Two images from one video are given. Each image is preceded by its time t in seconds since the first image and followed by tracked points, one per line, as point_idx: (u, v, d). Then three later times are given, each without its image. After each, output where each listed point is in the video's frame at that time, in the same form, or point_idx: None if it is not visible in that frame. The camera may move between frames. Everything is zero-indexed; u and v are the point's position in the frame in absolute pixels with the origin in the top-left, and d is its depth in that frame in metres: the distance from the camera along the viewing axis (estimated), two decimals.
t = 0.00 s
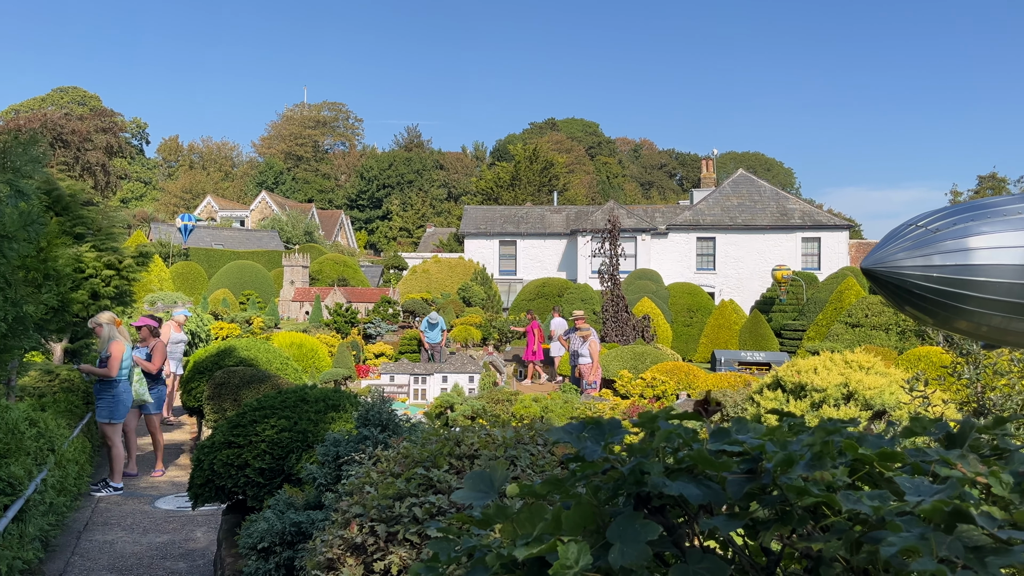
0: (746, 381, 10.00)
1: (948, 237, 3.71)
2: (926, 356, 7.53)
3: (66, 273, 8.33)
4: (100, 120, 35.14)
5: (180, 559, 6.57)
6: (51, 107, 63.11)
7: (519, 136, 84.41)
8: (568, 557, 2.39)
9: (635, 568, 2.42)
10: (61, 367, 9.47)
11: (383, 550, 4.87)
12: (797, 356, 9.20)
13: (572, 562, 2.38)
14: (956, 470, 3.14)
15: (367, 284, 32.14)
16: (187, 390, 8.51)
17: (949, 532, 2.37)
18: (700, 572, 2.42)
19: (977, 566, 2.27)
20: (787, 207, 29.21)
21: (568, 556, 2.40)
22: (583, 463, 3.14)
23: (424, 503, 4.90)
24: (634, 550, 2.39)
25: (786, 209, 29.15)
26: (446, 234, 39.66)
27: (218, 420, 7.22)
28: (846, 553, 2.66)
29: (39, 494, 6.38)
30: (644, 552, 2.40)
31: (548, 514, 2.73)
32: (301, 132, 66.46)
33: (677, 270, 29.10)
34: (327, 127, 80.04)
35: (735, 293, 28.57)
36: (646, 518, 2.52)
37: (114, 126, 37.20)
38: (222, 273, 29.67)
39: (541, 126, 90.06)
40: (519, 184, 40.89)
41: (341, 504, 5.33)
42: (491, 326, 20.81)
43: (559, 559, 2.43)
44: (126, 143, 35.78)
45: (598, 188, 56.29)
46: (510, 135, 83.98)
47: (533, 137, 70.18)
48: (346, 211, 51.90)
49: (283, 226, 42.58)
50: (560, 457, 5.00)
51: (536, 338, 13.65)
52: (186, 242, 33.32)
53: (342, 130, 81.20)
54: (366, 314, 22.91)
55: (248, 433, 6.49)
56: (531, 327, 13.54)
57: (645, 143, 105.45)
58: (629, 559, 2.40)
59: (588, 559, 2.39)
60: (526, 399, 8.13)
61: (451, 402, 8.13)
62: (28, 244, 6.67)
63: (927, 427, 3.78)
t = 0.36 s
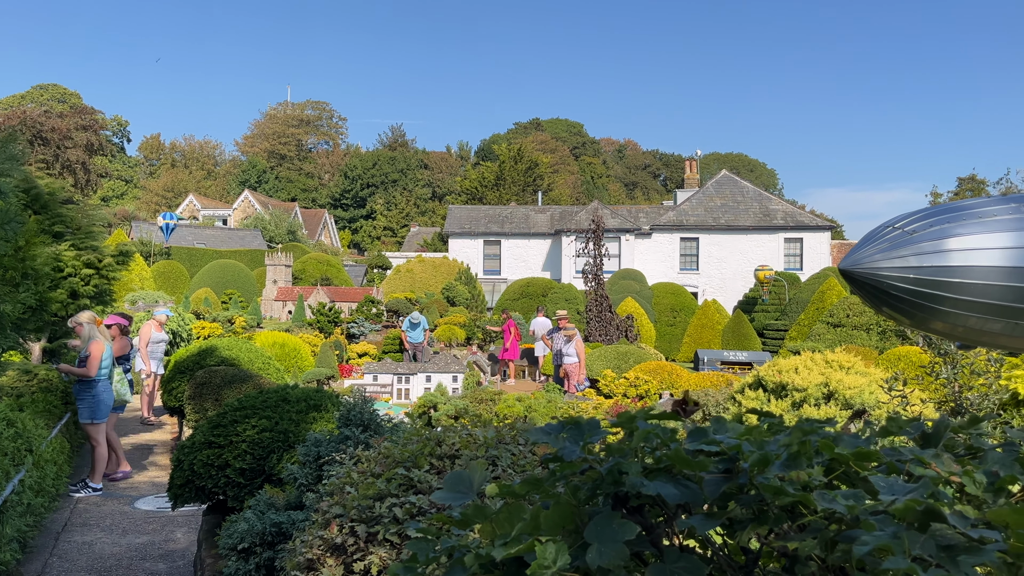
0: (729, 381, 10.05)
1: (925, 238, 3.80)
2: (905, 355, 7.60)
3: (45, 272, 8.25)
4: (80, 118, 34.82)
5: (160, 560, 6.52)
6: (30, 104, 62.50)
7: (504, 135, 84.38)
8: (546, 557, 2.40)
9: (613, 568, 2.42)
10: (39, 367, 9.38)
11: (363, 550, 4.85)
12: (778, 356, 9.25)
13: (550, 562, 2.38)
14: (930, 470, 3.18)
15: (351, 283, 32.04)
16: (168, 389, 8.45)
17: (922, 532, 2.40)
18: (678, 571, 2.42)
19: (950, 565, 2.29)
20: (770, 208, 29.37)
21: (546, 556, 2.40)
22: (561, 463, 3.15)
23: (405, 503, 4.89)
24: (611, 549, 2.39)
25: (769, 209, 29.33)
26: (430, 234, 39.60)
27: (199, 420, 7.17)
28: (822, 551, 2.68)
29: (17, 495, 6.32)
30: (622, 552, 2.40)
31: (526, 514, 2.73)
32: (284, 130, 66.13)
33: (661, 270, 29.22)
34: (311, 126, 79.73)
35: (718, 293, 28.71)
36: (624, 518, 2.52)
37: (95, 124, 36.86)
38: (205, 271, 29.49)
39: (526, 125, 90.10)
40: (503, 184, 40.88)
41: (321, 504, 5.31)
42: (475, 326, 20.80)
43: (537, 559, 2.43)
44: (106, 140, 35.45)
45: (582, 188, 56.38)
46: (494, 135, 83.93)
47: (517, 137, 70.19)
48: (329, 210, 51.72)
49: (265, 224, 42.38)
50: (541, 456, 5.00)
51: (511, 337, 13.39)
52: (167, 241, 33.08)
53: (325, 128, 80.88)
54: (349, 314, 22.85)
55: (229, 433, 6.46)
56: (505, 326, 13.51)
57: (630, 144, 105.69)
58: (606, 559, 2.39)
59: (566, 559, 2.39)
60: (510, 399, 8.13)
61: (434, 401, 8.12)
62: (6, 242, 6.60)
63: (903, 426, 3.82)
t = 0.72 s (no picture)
0: (708, 380, 10.09)
1: (896, 240, 4.14)
2: (881, 355, 7.67)
3: (19, 270, 8.15)
4: (56, 114, 34.38)
5: (136, 561, 6.45)
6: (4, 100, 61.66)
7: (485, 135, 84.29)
8: (520, 555, 2.39)
9: (586, 565, 2.41)
10: (12, 367, 9.23)
11: (340, 550, 4.83)
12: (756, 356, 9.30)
13: (524, 560, 2.38)
14: (901, 467, 3.22)
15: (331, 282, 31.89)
16: (145, 389, 8.36)
17: (893, 528, 2.42)
18: (653, 570, 2.42)
19: (920, 562, 2.32)
20: (749, 209, 29.56)
21: (520, 554, 2.40)
22: (536, 462, 3.15)
23: (381, 503, 4.87)
24: (584, 547, 2.39)
25: (748, 210, 29.51)
26: (411, 233, 39.50)
27: (176, 421, 7.10)
28: (795, 548, 2.69)
29: None
30: (596, 550, 2.39)
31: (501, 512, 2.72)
32: (264, 129, 65.70)
33: (641, 270, 29.33)
34: (291, 124, 79.30)
35: (698, 293, 28.86)
36: (598, 516, 2.52)
37: (72, 121, 36.45)
38: (183, 271, 29.24)
39: (508, 125, 90.09)
40: (485, 184, 40.85)
41: (298, 504, 5.28)
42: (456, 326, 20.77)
43: (512, 558, 2.43)
44: (83, 138, 35.05)
45: (564, 187, 56.47)
46: (477, 134, 83.83)
47: (498, 137, 70.16)
48: (310, 209, 51.45)
49: (245, 223, 42.09)
50: (518, 455, 5.00)
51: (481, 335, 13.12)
52: (145, 240, 32.77)
53: (306, 127, 80.49)
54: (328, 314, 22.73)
55: (205, 433, 6.41)
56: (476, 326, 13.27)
57: (612, 145, 105.94)
58: (580, 557, 2.39)
59: (540, 557, 2.39)
60: (490, 398, 8.12)
61: (415, 401, 8.09)
62: None
63: (876, 424, 3.87)
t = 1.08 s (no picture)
0: (686, 379, 10.14)
1: (866, 241, 4.21)
2: (855, 355, 7.73)
3: None
4: (28, 110, 33.85)
5: (108, 563, 6.37)
6: None
7: (464, 134, 84.08)
8: (492, 555, 2.39)
9: (559, 565, 2.40)
10: None
11: (313, 551, 4.79)
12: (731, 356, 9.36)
13: (496, 560, 2.38)
14: (870, 465, 3.26)
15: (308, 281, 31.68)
16: (118, 389, 8.26)
17: (861, 525, 2.45)
18: (625, 569, 2.42)
19: (887, 559, 2.34)
20: (726, 209, 29.75)
21: (492, 554, 2.40)
22: (508, 461, 3.15)
23: (355, 503, 4.84)
24: (557, 547, 2.38)
25: (725, 210, 29.70)
26: (389, 233, 39.34)
27: (150, 421, 7.03)
28: (765, 546, 2.71)
29: None
30: (568, 549, 2.39)
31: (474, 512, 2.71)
32: (241, 127, 65.13)
33: (620, 270, 29.44)
34: (268, 122, 78.68)
35: (675, 293, 29.01)
36: (571, 515, 2.51)
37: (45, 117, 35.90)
38: (158, 269, 28.91)
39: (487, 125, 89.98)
40: (463, 183, 40.79)
41: (271, 505, 5.24)
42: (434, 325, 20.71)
43: (484, 558, 2.43)
44: (56, 134, 34.54)
45: (543, 187, 56.51)
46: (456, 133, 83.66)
47: (477, 136, 70.03)
48: (287, 207, 51.06)
49: (221, 222, 41.69)
50: (493, 454, 4.99)
51: (455, 334, 13.05)
52: (119, 238, 32.36)
53: (283, 125, 79.90)
54: (305, 313, 22.57)
55: (178, 434, 6.34)
56: (448, 325, 13.20)
57: (591, 145, 106.13)
58: (552, 557, 2.38)
59: (512, 557, 2.39)
60: (468, 398, 8.10)
61: (392, 401, 8.06)
62: None
63: (846, 423, 3.93)
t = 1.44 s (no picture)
0: (661, 378, 10.19)
1: (837, 240, 4.25)
2: (827, 354, 7.80)
3: None
4: None
5: (76, 566, 6.26)
6: None
7: (440, 134, 83.88)
8: (463, 555, 2.38)
9: (529, 564, 2.39)
10: None
11: (283, 552, 4.75)
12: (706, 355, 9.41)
13: (466, 560, 2.37)
14: (839, 463, 3.30)
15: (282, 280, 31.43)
16: (87, 389, 8.15)
17: (830, 523, 2.47)
18: (595, 568, 2.41)
19: (853, 556, 2.37)
20: (701, 210, 29.94)
21: (463, 554, 2.39)
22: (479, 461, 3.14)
23: (326, 503, 4.81)
24: (527, 546, 2.36)
25: (701, 211, 29.91)
26: (365, 232, 39.15)
27: (119, 421, 6.93)
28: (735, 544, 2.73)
29: None
30: (538, 549, 2.37)
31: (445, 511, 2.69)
32: (215, 124, 64.47)
33: (595, 270, 29.54)
34: (243, 120, 77.99)
35: (651, 293, 29.16)
36: (541, 514, 2.50)
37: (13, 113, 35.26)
38: (129, 268, 28.51)
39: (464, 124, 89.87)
40: (440, 182, 40.67)
41: (241, 506, 5.19)
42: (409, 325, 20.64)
43: (455, 557, 2.41)
44: (25, 131, 33.94)
45: (520, 187, 56.58)
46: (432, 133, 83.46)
47: (453, 135, 69.87)
48: (261, 206, 50.61)
49: (194, 220, 41.23)
50: (466, 453, 4.98)
51: (429, 334, 12.99)
52: (90, 236, 31.88)
53: (258, 123, 79.23)
54: (280, 312, 22.39)
55: (148, 435, 6.26)
56: (424, 323, 13.15)
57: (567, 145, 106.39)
58: (522, 555, 2.36)
59: (482, 557, 2.38)
60: (444, 398, 8.07)
61: (367, 401, 8.01)
62: None
63: (816, 421, 3.97)
